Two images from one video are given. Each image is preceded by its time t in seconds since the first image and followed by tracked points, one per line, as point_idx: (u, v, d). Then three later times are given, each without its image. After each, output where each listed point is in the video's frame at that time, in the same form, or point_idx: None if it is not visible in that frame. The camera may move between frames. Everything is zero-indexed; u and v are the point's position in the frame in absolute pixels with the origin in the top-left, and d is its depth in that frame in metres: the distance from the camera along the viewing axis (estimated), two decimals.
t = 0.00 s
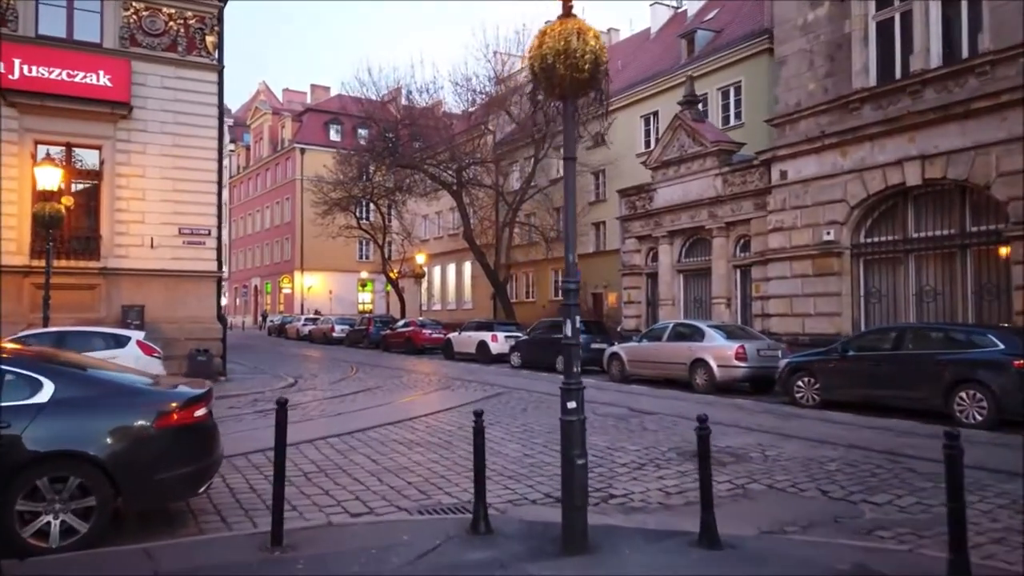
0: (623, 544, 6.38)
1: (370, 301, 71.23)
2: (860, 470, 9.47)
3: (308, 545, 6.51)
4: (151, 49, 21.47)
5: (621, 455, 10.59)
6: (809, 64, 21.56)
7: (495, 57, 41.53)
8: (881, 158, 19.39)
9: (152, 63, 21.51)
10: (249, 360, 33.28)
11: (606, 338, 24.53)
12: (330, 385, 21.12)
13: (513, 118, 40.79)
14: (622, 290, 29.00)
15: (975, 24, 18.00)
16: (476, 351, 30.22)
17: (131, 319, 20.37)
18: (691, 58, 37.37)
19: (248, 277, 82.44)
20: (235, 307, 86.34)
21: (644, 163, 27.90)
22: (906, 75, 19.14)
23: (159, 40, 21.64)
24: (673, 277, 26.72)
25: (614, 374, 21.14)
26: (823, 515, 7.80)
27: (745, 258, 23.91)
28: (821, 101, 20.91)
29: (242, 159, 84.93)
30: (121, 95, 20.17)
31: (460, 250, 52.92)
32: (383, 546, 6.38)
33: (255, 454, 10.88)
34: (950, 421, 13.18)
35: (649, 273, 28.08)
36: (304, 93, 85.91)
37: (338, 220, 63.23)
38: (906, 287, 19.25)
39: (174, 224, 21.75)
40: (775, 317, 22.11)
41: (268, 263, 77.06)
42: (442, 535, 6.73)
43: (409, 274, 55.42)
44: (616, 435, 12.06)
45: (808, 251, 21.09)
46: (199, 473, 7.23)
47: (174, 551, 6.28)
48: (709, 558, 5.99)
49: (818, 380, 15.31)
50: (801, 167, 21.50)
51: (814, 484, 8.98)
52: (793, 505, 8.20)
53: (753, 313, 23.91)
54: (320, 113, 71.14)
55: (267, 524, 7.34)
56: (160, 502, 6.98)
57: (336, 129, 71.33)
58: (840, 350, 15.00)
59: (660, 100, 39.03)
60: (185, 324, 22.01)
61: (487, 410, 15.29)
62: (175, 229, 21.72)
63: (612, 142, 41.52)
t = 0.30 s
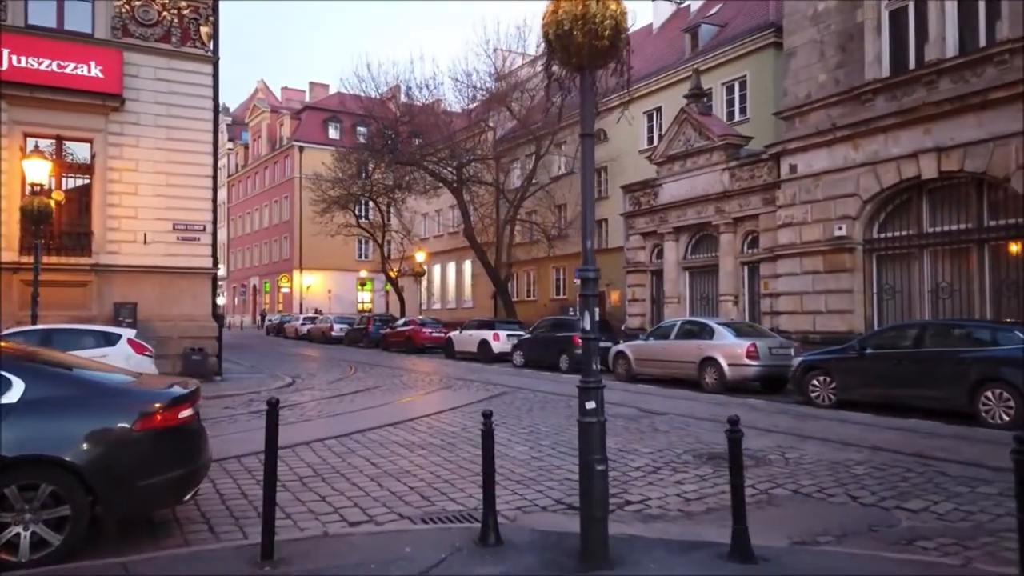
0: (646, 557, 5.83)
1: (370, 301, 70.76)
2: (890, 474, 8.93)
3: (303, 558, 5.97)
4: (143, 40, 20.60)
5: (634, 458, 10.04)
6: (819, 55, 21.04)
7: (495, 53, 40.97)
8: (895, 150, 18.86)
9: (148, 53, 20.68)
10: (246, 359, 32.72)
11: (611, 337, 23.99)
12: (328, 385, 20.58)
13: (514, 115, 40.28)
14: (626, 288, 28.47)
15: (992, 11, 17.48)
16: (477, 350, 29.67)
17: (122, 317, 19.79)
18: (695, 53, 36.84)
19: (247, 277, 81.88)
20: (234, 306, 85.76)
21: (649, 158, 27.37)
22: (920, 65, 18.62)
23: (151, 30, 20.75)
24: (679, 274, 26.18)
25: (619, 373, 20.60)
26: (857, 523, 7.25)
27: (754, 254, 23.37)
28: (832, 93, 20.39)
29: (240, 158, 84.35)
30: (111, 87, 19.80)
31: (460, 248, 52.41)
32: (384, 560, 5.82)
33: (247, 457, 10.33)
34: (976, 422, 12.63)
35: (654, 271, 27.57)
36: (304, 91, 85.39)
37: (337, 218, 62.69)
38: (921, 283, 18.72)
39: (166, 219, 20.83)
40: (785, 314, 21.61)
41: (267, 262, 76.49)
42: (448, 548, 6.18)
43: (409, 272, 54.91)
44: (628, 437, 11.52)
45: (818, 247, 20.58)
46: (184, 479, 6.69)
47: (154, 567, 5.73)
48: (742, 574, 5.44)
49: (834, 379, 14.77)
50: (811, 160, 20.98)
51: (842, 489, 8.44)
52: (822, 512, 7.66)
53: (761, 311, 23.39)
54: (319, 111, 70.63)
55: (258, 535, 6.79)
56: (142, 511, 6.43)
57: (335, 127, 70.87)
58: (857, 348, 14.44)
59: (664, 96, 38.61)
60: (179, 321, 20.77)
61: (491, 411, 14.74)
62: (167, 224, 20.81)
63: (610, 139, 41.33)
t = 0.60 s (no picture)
0: None
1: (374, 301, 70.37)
2: (930, 486, 8.38)
3: None
4: (143, 33, 20.14)
5: (656, 468, 9.49)
6: (837, 48, 20.48)
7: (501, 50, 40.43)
8: (917, 145, 18.28)
9: (148, 47, 20.20)
10: (249, 360, 32.26)
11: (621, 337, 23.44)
12: (332, 386, 20.06)
13: (520, 112, 39.77)
14: (636, 287, 27.92)
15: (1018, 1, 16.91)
16: (483, 351, 29.14)
17: (121, 318, 19.29)
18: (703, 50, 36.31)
19: (250, 276, 81.48)
20: (237, 306, 85.37)
21: (659, 154, 26.81)
22: (943, 57, 18.04)
23: (152, 23, 20.29)
24: (689, 273, 25.62)
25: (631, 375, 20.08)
26: (904, 542, 6.71)
27: (767, 253, 22.80)
28: (851, 86, 19.83)
29: (244, 157, 83.93)
30: (109, 81, 19.40)
31: (465, 248, 51.93)
32: None
33: (247, 465, 9.82)
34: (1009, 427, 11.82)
35: (664, 270, 27.02)
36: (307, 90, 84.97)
37: (341, 217, 62.22)
38: (943, 283, 18.14)
39: (167, 217, 20.39)
40: (800, 314, 21.07)
41: (271, 262, 76.08)
42: (464, 572, 5.65)
43: (414, 272, 54.45)
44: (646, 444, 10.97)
45: (835, 245, 20.02)
46: (176, 494, 6.19)
47: None
48: None
49: (858, 382, 14.23)
50: (827, 156, 20.41)
51: (881, 502, 7.89)
52: (864, 530, 7.11)
53: (775, 311, 22.84)
54: (323, 110, 70.17)
55: (257, 556, 6.28)
56: (129, 530, 5.94)
57: (339, 126, 70.46)
58: (883, 350, 13.93)
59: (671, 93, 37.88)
60: (178, 322, 20.29)
61: (501, 414, 14.20)
62: (168, 223, 20.36)
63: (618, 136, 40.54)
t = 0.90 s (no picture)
0: None
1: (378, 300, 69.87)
2: (980, 498, 7.74)
3: None
4: (141, 24, 19.54)
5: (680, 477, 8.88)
6: (857, 38, 19.83)
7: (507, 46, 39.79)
8: (941, 138, 17.63)
9: (146, 39, 19.62)
10: (251, 360, 31.70)
11: (632, 337, 22.83)
12: (336, 387, 19.47)
13: (527, 109, 39.20)
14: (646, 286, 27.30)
15: None
16: (490, 351, 28.53)
17: (119, 316, 18.72)
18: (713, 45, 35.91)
19: (254, 275, 81.03)
20: (240, 306, 84.92)
21: (670, 150, 26.19)
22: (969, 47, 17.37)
23: (150, 14, 19.70)
24: (702, 271, 24.99)
25: (643, 376, 19.49)
26: (963, 562, 6.08)
27: (782, 250, 22.18)
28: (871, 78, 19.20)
29: (247, 156, 83.46)
30: (107, 73, 18.80)
31: (470, 246, 51.36)
32: None
33: (245, 472, 9.24)
34: None
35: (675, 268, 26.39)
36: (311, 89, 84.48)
37: (344, 216, 61.70)
38: (968, 280, 17.49)
39: (166, 213, 19.77)
40: (818, 313, 20.44)
41: (274, 261, 75.58)
42: None
43: (418, 271, 53.91)
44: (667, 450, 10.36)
45: (855, 242, 19.38)
46: (162, 511, 5.61)
47: None
48: None
49: (885, 384, 13.60)
50: (847, 150, 19.78)
51: (930, 517, 7.26)
52: (916, 548, 6.49)
53: (791, 310, 22.21)
54: (327, 108, 69.66)
55: None
56: (108, 550, 5.34)
57: (342, 125, 69.98)
58: (912, 350, 13.27)
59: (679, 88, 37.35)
60: (178, 320, 19.70)
61: (511, 417, 13.59)
62: (167, 219, 19.74)
63: (626, 133, 40.77)
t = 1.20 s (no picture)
0: None
1: (376, 300, 69.33)
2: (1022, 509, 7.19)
3: None
4: (131, 14, 18.95)
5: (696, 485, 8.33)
6: (868, 29, 19.27)
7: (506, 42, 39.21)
8: (957, 131, 17.07)
9: (136, 29, 18.99)
10: (247, 360, 31.11)
11: (636, 336, 22.29)
12: (332, 389, 18.92)
13: (527, 106, 38.66)
14: (649, 284, 26.75)
15: None
16: (490, 351, 27.98)
17: (107, 315, 18.12)
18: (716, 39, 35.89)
19: (251, 275, 80.44)
20: (237, 306, 84.35)
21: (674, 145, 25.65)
22: (986, 37, 16.81)
23: (140, 3, 19.09)
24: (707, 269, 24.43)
25: (649, 377, 18.94)
26: None
27: (790, 248, 21.65)
28: (884, 70, 18.66)
29: (244, 154, 82.87)
30: (96, 64, 18.18)
31: (469, 245, 50.82)
32: None
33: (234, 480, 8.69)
34: None
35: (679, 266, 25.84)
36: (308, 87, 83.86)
37: (342, 214, 61.11)
38: (984, 277, 16.90)
39: (157, 209, 19.17)
40: (827, 312, 19.92)
41: (272, 260, 74.99)
42: None
43: (416, 270, 53.37)
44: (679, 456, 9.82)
45: (866, 239, 18.84)
46: (132, 531, 5.04)
47: None
48: None
49: (903, 386, 13.07)
50: (857, 144, 19.24)
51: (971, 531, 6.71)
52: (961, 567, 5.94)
53: (799, 308, 21.66)
54: (324, 106, 69.12)
55: None
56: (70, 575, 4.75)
57: (340, 123, 69.39)
58: (933, 351, 12.67)
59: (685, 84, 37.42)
60: (169, 320, 19.09)
61: (514, 420, 13.03)
62: (158, 215, 19.15)
63: (627, 130, 40.25)
